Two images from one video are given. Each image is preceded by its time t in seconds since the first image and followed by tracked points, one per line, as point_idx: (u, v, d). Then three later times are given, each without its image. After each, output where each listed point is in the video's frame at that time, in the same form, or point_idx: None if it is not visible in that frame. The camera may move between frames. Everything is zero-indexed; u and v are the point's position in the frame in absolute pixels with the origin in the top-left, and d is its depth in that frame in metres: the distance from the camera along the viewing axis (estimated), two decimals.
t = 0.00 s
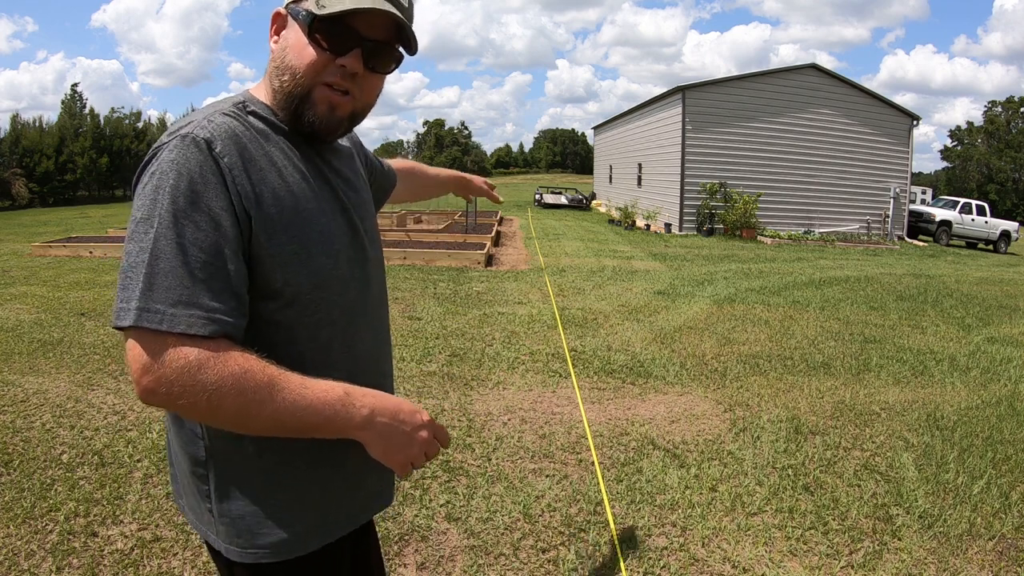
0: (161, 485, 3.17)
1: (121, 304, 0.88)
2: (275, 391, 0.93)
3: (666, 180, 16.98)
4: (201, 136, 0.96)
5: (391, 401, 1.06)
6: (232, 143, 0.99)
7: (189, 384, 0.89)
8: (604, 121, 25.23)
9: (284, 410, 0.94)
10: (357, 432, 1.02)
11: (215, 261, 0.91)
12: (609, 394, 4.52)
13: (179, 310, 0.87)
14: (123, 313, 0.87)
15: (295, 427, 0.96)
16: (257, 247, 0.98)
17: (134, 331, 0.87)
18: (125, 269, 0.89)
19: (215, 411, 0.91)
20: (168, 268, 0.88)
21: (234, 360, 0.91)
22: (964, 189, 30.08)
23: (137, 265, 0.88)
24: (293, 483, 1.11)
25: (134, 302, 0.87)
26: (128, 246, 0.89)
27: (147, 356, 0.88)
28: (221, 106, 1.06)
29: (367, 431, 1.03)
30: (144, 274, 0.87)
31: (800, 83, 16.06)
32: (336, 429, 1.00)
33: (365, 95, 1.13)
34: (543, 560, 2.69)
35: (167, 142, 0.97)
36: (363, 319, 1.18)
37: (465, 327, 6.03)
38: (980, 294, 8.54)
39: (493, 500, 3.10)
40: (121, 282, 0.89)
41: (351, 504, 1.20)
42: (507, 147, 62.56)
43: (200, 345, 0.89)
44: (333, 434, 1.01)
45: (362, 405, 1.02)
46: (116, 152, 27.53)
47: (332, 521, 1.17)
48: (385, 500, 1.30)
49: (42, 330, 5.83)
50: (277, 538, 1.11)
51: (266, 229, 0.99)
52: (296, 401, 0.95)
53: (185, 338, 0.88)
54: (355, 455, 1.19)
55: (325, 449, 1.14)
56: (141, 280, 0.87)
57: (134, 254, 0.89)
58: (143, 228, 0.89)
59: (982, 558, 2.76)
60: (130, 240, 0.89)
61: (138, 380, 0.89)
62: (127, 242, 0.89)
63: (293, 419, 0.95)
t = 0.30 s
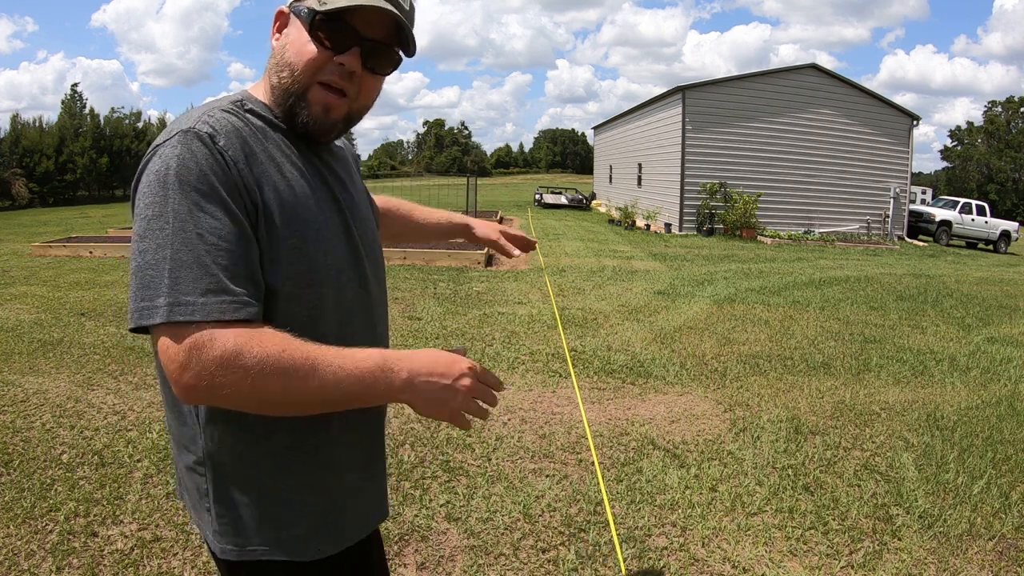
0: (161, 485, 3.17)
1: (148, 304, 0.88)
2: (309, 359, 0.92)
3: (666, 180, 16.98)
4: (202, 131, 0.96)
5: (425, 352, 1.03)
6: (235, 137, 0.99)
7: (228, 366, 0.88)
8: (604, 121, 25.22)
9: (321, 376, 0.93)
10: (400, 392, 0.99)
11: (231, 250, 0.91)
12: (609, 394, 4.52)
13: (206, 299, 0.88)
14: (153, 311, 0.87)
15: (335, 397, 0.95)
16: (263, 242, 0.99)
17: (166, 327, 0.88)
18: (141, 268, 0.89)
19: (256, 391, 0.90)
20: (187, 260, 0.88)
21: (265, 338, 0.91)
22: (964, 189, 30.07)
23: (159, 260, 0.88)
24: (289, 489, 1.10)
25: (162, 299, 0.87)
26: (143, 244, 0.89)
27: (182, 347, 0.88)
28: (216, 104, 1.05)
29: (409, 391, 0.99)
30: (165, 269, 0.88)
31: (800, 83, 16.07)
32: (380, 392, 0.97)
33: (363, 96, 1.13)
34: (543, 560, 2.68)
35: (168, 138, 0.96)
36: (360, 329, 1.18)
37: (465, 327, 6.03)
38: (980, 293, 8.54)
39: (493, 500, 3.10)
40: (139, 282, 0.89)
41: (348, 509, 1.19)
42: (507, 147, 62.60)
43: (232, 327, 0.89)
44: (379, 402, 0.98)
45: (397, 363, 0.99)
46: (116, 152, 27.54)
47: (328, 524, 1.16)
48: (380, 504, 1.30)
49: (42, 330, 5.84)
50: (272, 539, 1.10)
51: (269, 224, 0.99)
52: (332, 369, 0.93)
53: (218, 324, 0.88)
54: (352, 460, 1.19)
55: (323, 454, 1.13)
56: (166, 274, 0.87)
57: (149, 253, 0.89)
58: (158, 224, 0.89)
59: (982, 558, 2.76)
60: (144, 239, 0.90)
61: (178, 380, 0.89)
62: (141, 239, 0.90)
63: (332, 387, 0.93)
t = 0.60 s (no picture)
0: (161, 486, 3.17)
1: (274, 256, 0.88)
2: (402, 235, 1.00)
3: (666, 180, 16.98)
4: (231, 108, 0.98)
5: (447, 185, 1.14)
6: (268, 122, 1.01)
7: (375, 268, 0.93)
8: (603, 121, 25.22)
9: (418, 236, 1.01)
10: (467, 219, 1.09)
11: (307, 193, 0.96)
12: (609, 394, 4.52)
13: (322, 229, 0.91)
14: (283, 258, 0.88)
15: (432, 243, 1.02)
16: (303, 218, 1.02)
17: (306, 265, 0.89)
18: (227, 235, 0.89)
19: (401, 280, 0.96)
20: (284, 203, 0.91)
21: (380, 236, 0.96)
22: (964, 189, 30.04)
23: (261, 211, 0.89)
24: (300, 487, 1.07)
25: (263, 252, 0.88)
26: (229, 207, 0.89)
27: (336, 270, 0.90)
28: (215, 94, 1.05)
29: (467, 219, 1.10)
30: (265, 220, 0.89)
31: (800, 83, 16.07)
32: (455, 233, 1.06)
33: (362, 106, 1.13)
34: (543, 560, 2.68)
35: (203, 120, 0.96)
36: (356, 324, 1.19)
37: (465, 327, 6.03)
38: (980, 293, 8.54)
39: (493, 500, 3.10)
40: (235, 248, 0.89)
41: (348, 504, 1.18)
42: (508, 147, 62.62)
43: (360, 237, 0.94)
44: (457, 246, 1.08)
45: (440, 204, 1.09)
46: (116, 152, 27.56)
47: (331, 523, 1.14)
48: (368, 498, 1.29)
49: (42, 330, 5.84)
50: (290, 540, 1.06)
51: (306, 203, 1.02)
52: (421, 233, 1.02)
53: (348, 240, 0.92)
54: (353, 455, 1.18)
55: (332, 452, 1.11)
56: (276, 220, 0.89)
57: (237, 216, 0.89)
58: (235, 186, 0.90)
59: (982, 558, 2.76)
60: (223, 206, 0.90)
61: (340, 313, 0.91)
62: (221, 205, 0.90)
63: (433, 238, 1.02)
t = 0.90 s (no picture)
0: (161, 485, 3.17)
1: (186, 292, 0.86)
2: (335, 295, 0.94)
3: (666, 180, 16.97)
4: (229, 123, 0.95)
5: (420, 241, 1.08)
6: (261, 133, 0.99)
7: (271, 330, 0.87)
8: (604, 121, 25.22)
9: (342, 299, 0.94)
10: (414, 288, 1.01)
11: (260, 231, 0.91)
12: (609, 394, 4.52)
13: (239, 279, 0.86)
14: (189, 299, 0.85)
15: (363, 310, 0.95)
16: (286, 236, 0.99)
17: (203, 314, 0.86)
18: (172, 259, 0.87)
19: (301, 348, 0.90)
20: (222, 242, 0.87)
21: (298, 293, 0.90)
22: (964, 189, 30.04)
23: (190, 246, 0.87)
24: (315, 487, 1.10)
25: (194, 285, 0.85)
26: (176, 234, 0.88)
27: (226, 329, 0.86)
28: (226, 103, 1.03)
29: (421, 289, 1.02)
30: (196, 256, 0.86)
31: (800, 83, 16.07)
32: (402, 303, 0.99)
33: (380, 108, 1.13)
34: (543, 560, 2.68)
35: (195, 131, 0.95)
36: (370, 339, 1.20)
37: (465, 327, 6.03)
38: (980, 294, 8.54)
39: (493, 500, 3.10)
40: (170, 272, 0.87)
41: (365, 505, 1.19)
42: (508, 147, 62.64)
43: (273, 292, 0.88)
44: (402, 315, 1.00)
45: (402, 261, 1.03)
46: (116, 152, 27.58)
47: (345, 521, 1.16)
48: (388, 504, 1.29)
49: (42, 330, 5.83)
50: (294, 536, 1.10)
51: (289, 221, 0.99)
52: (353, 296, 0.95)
53: (264, 293, 0.87)
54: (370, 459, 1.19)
55: (347, 451, 1.14)
56: (200, 258, 0.86)
57: (180, 242, 0.87)
58: (194, 212, 0.88)
59: (982, 558, 2.76)
60: (177, 229, 0.88)
61: (221, 371, 0.88)
62: (174, 229, 0.88)
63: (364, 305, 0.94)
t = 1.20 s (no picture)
0: (161, 486, 3.17)
1: (238, 282, 0.87)
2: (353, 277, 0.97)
3: (666, 180, 16.97)
4: (242, 120, 0.97)
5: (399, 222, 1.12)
6: (272, 130, 1.00)
7: (325, 317, 0.91)
8: (604, 121, 25.22)
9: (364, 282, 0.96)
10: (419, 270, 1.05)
11: (291, 224, 0.93)
12: (609, 394, 4.52)
13: (292, 266, 0.88)
14: (245, 289, 0.87)
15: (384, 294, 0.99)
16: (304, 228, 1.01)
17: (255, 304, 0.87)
18: (207, 253, 0.88)
19: (347, 332, 0.93)
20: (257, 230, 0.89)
21: (337, 282, 0.93)
22: (964, 189, 30.04)
23: (228, 237, 0.87)
24: (321, 484, 1.10)
25: (237, 276, 0.87)
26: (206, 227, 0.88)
27: (286, 317, 0.88)
28: (226, 102, 1.04)
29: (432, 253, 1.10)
30: (235, 247, 0.87)
31: (800, 83, 16.07)
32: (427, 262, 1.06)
33: (379, 101, 1.13)
34: (543, 560, 2.68)
35: (208, 129, 0.96)
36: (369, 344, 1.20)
37: (465, 327, 6.03)
38: (980, 294, 8.54)
39: (493, 500, 3.10)
40: (207, 264, 0.88)
41: (372, 503, 1.20)
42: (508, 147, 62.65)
43: (319, 282, 0.91)
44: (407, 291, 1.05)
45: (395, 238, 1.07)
46: (116, 152, 27.59)
47: (343, 522, 1.15)
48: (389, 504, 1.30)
49: (42, 330, 5.83)
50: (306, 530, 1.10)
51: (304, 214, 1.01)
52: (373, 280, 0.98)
53: (311, 284, 0.90)
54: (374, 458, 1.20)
55: (353, 450, 1.15)
56: (244, 249, 0.87)
57: (212, 236, 0.88)
58: (222, 204, 0.89)
59: (982, 558, 2.76)
60: (205, 221, 0.89)
61: (284, 357, 0.89)
62: (201, 221, 0.89)
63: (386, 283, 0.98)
